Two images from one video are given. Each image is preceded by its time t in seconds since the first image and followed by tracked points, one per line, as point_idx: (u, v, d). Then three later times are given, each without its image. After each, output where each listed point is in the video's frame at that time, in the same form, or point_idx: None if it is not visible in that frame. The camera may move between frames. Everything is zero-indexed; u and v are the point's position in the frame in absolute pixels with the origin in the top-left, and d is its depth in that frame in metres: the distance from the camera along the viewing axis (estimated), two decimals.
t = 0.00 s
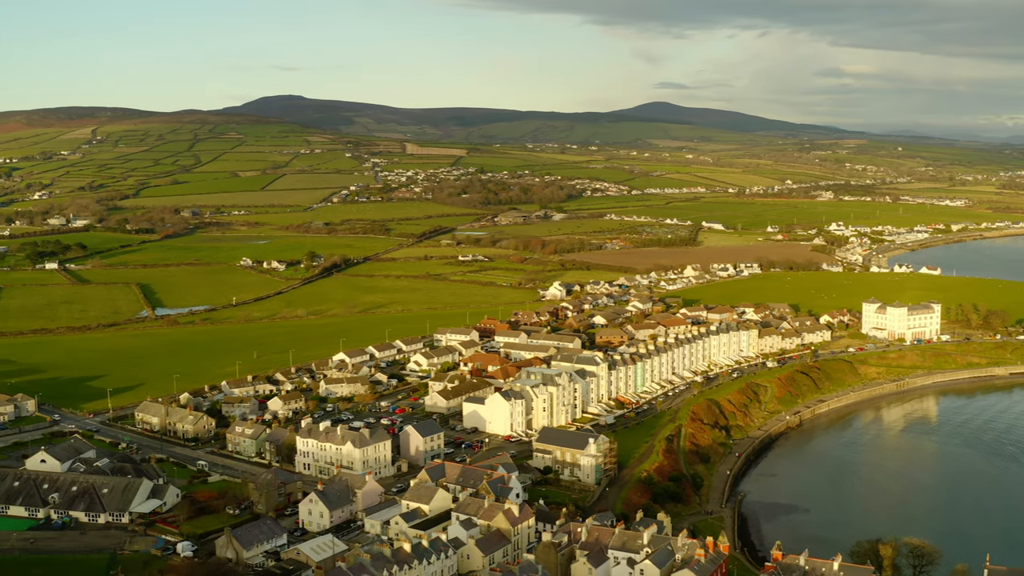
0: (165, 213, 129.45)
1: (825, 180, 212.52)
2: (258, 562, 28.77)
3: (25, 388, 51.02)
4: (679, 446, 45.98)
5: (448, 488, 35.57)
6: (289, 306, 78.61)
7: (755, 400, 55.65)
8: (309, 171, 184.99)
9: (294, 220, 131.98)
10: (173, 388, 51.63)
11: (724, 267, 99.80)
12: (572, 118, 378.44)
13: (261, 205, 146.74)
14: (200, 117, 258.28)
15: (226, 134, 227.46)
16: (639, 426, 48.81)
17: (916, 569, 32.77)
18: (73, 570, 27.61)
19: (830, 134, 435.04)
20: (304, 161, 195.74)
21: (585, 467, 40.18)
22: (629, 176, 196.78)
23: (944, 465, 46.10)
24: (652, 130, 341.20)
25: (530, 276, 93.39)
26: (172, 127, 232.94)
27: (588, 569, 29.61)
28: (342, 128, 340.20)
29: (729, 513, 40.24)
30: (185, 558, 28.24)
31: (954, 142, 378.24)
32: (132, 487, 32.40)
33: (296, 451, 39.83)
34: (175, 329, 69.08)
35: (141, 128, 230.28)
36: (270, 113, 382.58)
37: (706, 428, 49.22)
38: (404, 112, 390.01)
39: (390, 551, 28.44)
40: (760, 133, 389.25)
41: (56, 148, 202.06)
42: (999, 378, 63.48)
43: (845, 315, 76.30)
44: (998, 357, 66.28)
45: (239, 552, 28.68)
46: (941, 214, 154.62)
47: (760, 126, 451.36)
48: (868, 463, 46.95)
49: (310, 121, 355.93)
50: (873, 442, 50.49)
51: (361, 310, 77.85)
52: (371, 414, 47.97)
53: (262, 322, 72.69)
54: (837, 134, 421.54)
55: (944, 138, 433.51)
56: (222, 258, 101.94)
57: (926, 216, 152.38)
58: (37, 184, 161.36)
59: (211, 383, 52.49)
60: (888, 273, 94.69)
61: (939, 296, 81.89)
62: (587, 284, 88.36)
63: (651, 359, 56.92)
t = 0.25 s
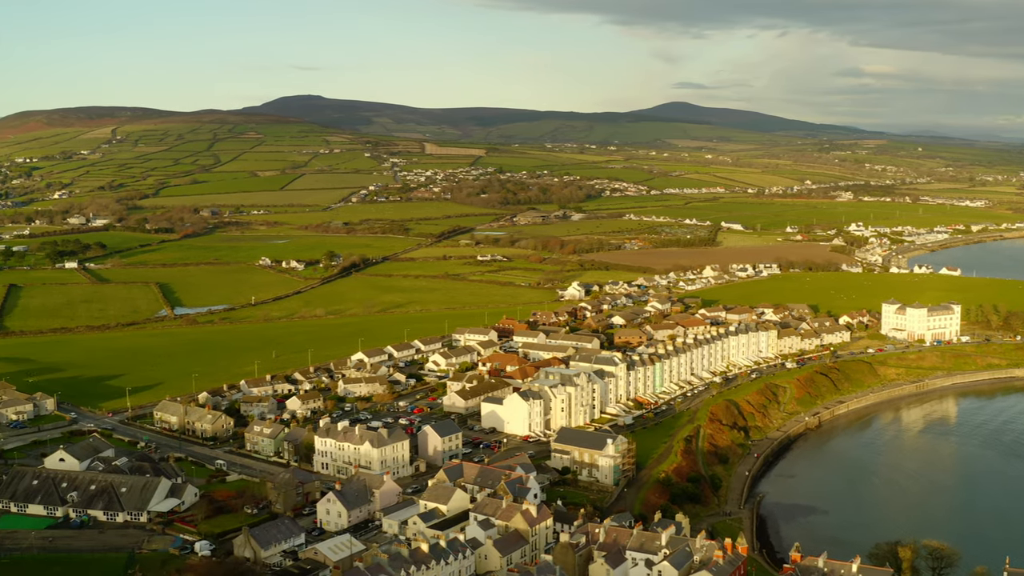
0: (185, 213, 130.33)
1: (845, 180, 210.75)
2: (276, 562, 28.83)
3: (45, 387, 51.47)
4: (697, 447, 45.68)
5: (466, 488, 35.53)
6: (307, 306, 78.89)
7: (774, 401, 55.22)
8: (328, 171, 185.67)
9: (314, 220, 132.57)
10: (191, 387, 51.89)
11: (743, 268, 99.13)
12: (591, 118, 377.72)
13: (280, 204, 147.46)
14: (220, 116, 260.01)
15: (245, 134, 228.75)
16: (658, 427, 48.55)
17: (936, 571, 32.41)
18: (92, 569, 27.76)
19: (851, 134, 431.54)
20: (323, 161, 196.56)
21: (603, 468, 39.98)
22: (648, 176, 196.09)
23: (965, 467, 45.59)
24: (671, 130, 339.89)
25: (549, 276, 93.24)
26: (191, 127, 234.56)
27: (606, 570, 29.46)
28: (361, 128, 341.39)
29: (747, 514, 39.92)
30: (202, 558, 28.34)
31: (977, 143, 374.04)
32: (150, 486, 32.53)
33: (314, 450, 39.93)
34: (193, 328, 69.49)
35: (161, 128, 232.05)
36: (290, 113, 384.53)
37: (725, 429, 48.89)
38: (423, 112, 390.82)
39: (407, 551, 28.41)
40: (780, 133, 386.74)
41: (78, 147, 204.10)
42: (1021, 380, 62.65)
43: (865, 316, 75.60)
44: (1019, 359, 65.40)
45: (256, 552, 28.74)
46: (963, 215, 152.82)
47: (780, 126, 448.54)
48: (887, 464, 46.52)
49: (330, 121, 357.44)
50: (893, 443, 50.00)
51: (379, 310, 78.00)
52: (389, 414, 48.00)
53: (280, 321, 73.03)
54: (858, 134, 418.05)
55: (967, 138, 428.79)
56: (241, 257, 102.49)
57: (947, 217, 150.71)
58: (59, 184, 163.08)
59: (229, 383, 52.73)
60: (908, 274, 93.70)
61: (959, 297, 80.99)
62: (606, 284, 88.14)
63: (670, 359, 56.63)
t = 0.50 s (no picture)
0: (204, 212, 131.19)
1: (865, 181, 208.89)
2: (293, 561, 28.89)
3: (65, 386, 51.90)
4: (715, 447, 45.37)
5: (484, 488, 35.48)
6: (326, 305, 79.16)
7: (793, 402, 54.77)
8: (347, 171, 186.27)
9: (332, 220, 133.09)
10: (209, 387, 52.12)
11: (762, 268, 98.44)
12: (610, 117, 376.73)
13: (299, 204, 148.13)
14: (240, 116, 261.65)
15: (265, 134, 229.98)
16: (676, 428, 48.24)
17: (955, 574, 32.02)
18: (110, 567, 27.92)
19: (872, 134, 427.78)
20: (342, 161, 197.30)
21: (621, 469, 39.77)
22: (667, 176, 195.29)
23: (985, 469, 45.02)
24: (689, 130, 338.41)
25: (567, 276, 93.03)
26: (211, 127, 236.14)
27: (624, 571, 29.29)
28: (380, 128, 342.29)
29: (766, 515, 39.61)
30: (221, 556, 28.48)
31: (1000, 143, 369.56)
32: (168, 484, 32.68)
33: (332, 450, 39.99)
34: (212, 328, 69.84)
35: (181, 128, 233.68)
36: (310, 113, 386.21)
37: (744, 430, 48.53)
38: (442, 112, 391.31)
39: (425, 551, 28.34)
40: (799, 133, 384.02)
41: (98, 147, 206.07)
42: None
43: (884, 317, 74.86)
44: None
45: (274, 551, 28.83)
46: (985, 216, 150.96)
47: (799, 126, 445.47)
48: (907, 466, 46.02)
49: (349, 120, 358.68)
50: (912, 445, 49.46)
51: (398, 310, 78.13)
52: (407, 414, 48.04)
53: (299, 321, 73.30)
54: (879, 134, 414.20)
55: (990, 138, 423.71)
56: (261, 257, 103.01)
57: (968, 218, 148.96)
58: (79, 183, 164.73)
59: (246, 382, 52.93)
60: (927, 275, 92.66)
61: (978, 298, 80.03)
62: (625, 284, 87.86)
63: (688, 359, 56.28)
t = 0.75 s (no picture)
0: (223, 212, 131.98)
1: (884, 181, 207.07)
2: (311, 561, 28.94)
3: (84, 384, 52.32)
4: (734, 448, 45.04)
5: (502, 488, 35.42)
6: (345, 305, 79.41)
7: (812, 403, 54.32)
8: (366, 170, 186.80)
9: (351, 219, 133.50)
10: (228, 386, 52.39)
11: (781, 268, 97.76)
12: (628, 117, 375.71)
13: (318, 203, 148.72)
14: (260, 116, 263.20)
15: (284, 134, 231.07)
16: (695, 428, 47.96)
17: None
18: (128, 566, 28.06)
19: (893, 134, 423.97)
20: (361, 161, 197.91)
21: (640, 469, 39.52)
22: (686, 176, 194.43)
23: (1005, 471, 44.51)
24: (709, 130, 336.76)
25: (586, 276, 92.83)
26: (231, 126, 237.62)
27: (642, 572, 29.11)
28: (399, 128, 343.16)
29: (784, 517, 39.29)
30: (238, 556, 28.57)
31: None
32: (187, 484, 32.84)
33: (350, 450, 40.06)
34: (231, 327, 70.20)
35: (201, 127, 235.25)
36: (330, 113, 387.83)
37: (763, 431, 48.17)
38: (461, 111, 391.73)
39: (443, 551, 28.29)
40: (820, 133, 381.38)
41: (119, 147, 207.92)
42: None
43: (904, 318, 74.09)
44: None
45: (292, 550, 28.87)
46: (1007, 216, 149.10)
47: (819, 126, 442.48)
48: (926, 467, 45.56)
49: (368, 120, 359.78)
50: (932, 446, 48.95)
51: (416, 310, 78.23)
52: (425, 414, 48.05)
53: (318, 320, 73.57)
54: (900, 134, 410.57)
55: (1014, 138, 418.85)
56: (280, 256, 103.48)
57: (990, 218, 147.26)
58: (100, 183, 166.30)
59: (266, 381, 53.17)
60: (947, 276, 91.67)
61: (1000, 299, 79.05)
62: (643, 284, 87.52)
63: (707, 360, 55.93)
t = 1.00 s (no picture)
0: (242, 211, 132.75)
1: (905, 181, 205.16)
2: (329, 560, 28.99)
3: (104, 383, 52.73)
4: (752, 449, 44.71)
5: (520, 489, 35.33)
6: (364, 305, 79.64)
7: (831, 404, 53.85)
8: (385, 170, 187.28)
9: (370, 219, 133.86)
10: (246, 385, 52.63)
11: (800, 268, 97.04)
12: (647, 117, 374.48)
13: (337, 203, 149.24)
14: (279, 116, 264.58)
15: (303, 133, 232.12)
16: (713, 429, 47.64)
17: None
18: (146, 565, 28.20)
19: (915, 133, 420.02)
20: (379, 160, 198.43)
21: (658, 470, 39.25)
22: (704, 176, 193.49)
23: None
24: (728, 130, 335.01)
25: (605, 276, 92.58)
26: (251, 126, 238.99)
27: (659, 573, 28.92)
28: (418, 128, 343.84)
29: (803, 518, 38.97)
30: (256, 555, 28.64)
31: None
32: (205, 483, 32.97)
33: (368, 449, 40.10)
34: (250, 326, 70.55)
35: (220, 127, 236.75)
36: (350, 113, 389.29)
37: (781, 432, 47.79)
38: (480, 111, 391.89)
39: (460, 551, 28.24)
40: (840, 133, 378.59)
41: (139, 146, 209.62)
42: None
43: (923, 318, 73.29)
44: None
45: (309, 550, 28.92)
46: None
47: (839, 125, 439.26)
48: (945, 469, 45.09)
49: (387, 120, 360.83)
50: (951, 447, 48.44)
51: (434, 309, 78.28)
52: (444, 414, 48.05)
53: (336, 319, 73.79)
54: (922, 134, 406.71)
55: None
56: (298, 256, 103.91)
57: (1011, 218, 145.50)
58: (120, 182, 167.74)
59: (284, 380, 53.36)
60: (968, 276, 90.62)
61: (1021, 300, 78.02)
62: (661, 285, 87.12)
63: (726, 360, 55.55)
